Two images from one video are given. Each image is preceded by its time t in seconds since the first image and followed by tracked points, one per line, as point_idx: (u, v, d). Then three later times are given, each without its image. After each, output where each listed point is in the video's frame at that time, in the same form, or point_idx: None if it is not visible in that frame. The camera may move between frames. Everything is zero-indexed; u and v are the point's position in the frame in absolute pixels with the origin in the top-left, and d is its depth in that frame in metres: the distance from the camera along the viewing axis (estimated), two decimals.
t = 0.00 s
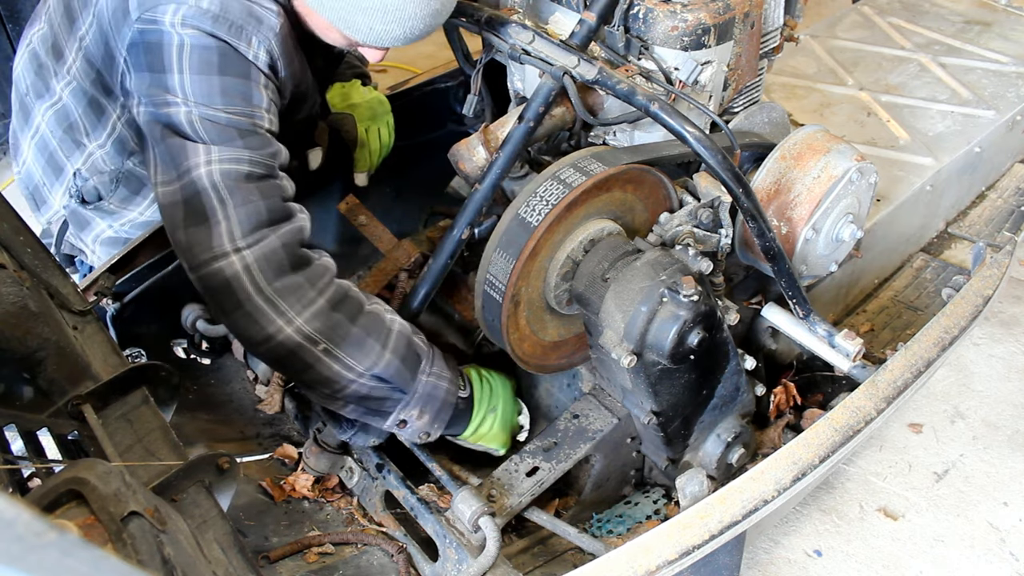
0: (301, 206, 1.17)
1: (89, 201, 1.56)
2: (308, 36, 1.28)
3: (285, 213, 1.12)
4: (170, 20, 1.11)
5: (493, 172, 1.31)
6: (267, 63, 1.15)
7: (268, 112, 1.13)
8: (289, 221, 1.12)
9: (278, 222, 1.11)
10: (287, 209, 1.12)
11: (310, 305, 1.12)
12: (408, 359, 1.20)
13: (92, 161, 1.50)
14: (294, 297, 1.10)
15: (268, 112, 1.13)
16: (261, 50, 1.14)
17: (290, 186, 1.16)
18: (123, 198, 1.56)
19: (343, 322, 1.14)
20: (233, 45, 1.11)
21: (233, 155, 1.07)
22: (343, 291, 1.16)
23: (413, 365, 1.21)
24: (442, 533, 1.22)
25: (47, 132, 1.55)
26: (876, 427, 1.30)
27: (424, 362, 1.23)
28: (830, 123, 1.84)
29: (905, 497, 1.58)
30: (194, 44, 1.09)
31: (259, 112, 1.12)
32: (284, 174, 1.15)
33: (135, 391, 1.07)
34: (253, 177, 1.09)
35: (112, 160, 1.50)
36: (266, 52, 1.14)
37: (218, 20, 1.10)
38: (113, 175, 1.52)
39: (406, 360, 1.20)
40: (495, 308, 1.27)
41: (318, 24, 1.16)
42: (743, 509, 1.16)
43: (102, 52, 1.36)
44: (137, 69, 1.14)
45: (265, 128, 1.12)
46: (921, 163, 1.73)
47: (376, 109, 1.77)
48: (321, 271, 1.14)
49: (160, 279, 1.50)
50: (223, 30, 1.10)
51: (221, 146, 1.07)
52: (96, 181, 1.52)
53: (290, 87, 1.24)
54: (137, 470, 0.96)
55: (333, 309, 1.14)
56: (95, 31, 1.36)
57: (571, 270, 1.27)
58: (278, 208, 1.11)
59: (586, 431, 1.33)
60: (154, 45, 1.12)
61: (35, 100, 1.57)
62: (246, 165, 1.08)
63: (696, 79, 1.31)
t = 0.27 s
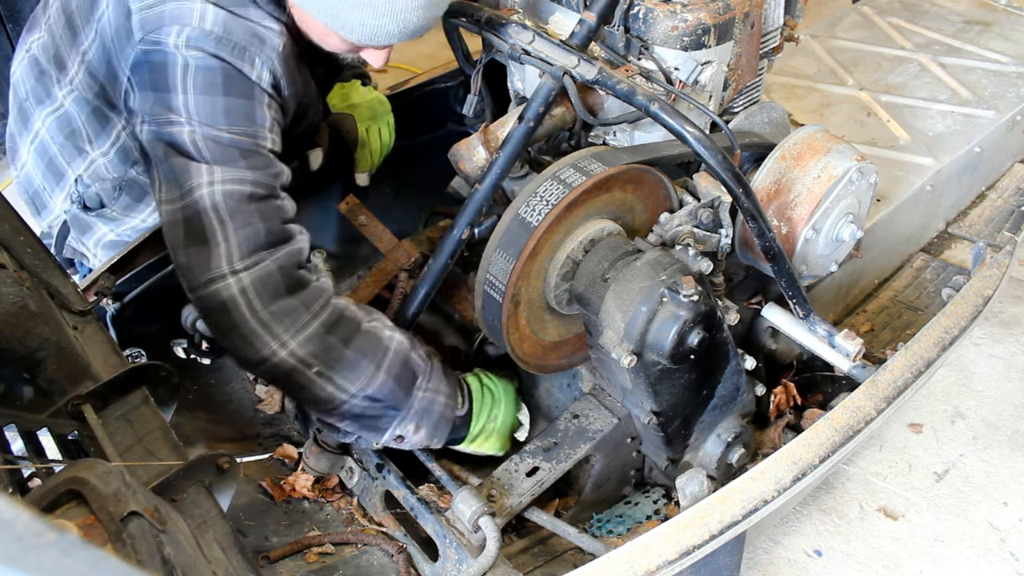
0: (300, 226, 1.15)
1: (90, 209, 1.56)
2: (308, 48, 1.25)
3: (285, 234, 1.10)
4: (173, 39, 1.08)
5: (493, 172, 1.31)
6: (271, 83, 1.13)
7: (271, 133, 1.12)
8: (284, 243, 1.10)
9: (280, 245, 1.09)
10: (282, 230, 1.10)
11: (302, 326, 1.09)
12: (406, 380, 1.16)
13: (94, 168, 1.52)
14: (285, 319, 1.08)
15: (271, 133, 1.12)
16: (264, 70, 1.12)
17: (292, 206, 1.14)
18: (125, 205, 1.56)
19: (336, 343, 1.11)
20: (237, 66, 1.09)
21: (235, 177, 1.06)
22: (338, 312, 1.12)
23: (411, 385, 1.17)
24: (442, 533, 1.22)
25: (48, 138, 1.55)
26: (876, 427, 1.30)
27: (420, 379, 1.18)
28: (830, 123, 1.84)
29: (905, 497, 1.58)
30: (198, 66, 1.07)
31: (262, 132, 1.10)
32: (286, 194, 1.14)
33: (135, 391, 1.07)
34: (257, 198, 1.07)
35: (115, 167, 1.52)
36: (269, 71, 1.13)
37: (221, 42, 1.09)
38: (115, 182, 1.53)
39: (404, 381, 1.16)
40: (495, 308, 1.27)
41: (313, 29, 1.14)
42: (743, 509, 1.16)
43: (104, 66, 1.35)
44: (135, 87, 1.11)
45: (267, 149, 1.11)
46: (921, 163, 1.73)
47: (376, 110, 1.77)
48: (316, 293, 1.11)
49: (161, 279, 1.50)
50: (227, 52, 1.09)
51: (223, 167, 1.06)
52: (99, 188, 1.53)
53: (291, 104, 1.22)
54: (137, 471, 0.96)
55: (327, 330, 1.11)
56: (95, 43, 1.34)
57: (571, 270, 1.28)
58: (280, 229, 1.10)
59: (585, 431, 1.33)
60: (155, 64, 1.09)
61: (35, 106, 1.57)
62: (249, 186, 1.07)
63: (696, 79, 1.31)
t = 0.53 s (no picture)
0: (258, 246, 1.16)
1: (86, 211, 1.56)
2: (294, 54, 1.22)
3: (235, 260, 1.13)
4: (145, 56, 1.07)
5: (493, 172, 1.31)
6: (245, 100, 1.11)
7: (241, 154, 1.11)
8: (229, 270, 1.12)
9: (232, 271, 1.12)
10: (230, 257, 1.12)
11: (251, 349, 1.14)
12: (353, 401, 1.20)
13: (91, 169, 1.52)
14: (224, 348, 1.14)
15: (241, 153, 1.11)
16: (239, 88, 1.10)
17: (258, 225, 1.15)
18: (121, 207, 1.57)
19: (277, 366, 1.16)
20: (208, 87, 1.08)
21: (193, 207, 1.08)
22: (282, 335, 1.16)
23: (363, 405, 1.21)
24: (442, 533, 1.22)
25: (43, 139, 1.54)
26: (876, 427, 1.30)
27: (380, 402, 1.21)
28: (830, 123, 1.84)
29: (905, 497, 1.58)
30: (167, 88, 1.06)
31: (230, 154, 1.10)
32: (254, 213, 1.15)
33: (135, 391, 1.07)
34: (211, 227, 1.10)
35: (112, 168, 1.52)
36: (243, 89, 1.11)
37: (193, 62, 1.07)
38: (113, 182, 1.53)
39: (352, 401, 1.20)
40: (495, 309, 1.27)
41: (302, 35, 1.11)
42: (743, 509, 1.16)
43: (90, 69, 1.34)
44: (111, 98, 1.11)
45: (234, 171, 1.11)
46: (921, 163, 1.73)
47: (377, 112, 1.75)
48: (261, 317, 1.15)
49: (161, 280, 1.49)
50: (199, 72, 1.07)
51: (182, 195, 1.08)
52: (96, 189, 1.53)
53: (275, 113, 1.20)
54: (137, 471, 0.96)
55: (268, 353, 1.15)
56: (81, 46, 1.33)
57: (571, 270, 1.27)
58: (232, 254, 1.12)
59: (585, 431, 1.33)
60: (128, 79, 1.08)
61: (29, 107, 1.56)
62: (206, 214, 1.09)
63: (697, 79, 1.31)
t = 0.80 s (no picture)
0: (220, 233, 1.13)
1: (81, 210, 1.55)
2: (275, 47, 1.25)
3: (195, 247, 1.10)
4: (120, 42, 1.08)
5: (493, 172, 1.31)
6: (219, 89, 1.12)
7: (212, 144, 1.11)
8: (185, 253, 1.09)
9: (189, 258, 1.09)
10: (190, 243, 1.09)
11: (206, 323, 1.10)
12: (318, 350, 1.15)
13: (86, 167, 1.51)
14: (181, 326, 1.09)
15: (211, 143, 1.11)
16: (213, 77, 1.11)
17: (225, 216, 1.14)
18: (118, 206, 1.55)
19: (234, 331, 1.12)
20: (181, 74, 1.09)
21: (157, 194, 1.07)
22: (236, 300, 1.11)
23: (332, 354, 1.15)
24: (442, 533, 1.22)
25: (40, 139, 1.55)
26: (876, 427, 1.30)
27: (346, 349, 1.16)
28: (830, 123, 1.84)
29: (905, 497, 1.58)
30: (140, 73, 1.07)
31: (199, 142, 1.10)
32: (223, 204, 1.13)
33: (134, 391, 1.07)
34: (174, 214, 1.08)
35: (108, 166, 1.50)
36: (218, 78, 1.12)
37: (167, 49, 1.09)
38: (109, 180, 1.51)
39: (317, 351, 1.15)
40: (495, 309, 1.27)
41: (288, 24, 1.14)
42: (743, 509, 1.16)
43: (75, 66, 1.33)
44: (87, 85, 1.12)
45: (203, 161, 1.10)
46: (921, 163, 1.73)
47: (378, 112, 1.76)
48: (217, 291, 1.11)
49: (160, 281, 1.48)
50: (173, 59, 1.09)
51: (147, 182, 1.07)
52: (92, 188, 1.50)
53: (251, 106, 1.21)
54: (137, 471, 0.96)
55: (224, 322, 1.11)
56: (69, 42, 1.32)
57: (571, 270, 1.27)
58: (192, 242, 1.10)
59: (585, 431, 1.33)
60: (102, 65, 1.09)
61: (27, 106, 1.57)
62: (170, 201, 1.08)
63: (696, 79, 1.31)
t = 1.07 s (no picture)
0: (186, 239, 1.16)
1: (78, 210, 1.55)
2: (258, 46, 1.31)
3: (153, 253, 1.13)
4: (94, 41, 1.14)
5: (493, 172, 1.31)
6: (192, 87, 1.17)
7: (179, 147, 1.16)
8: (144, 258, 1.12)
9: (147, 263, 1.12)
10: (148, 249, 1.12)
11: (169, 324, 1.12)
12: (254, 380, 1.12)
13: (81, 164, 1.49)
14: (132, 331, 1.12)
15: (179, 145, 1.16)
16: (186, 74, 1.16)
17: (191, 221, 1.17)
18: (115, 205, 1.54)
19: (179, 345, 1.12)
20: (153, 72, 1.14)
21: (121, 197, 1.12)
22: (186, 313, 1.12)
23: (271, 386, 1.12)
24: (442, 533, 1.22)
25: (37, 137, 1.55)
26: (876, 427, 1.30)
27: (282, 378, 1.12)
28: (830, 123, 1.84)
29: (905, 497, 1.58)
30: (112, 73, 1.13)
31: (168, 144, 1.15)
32: (189, 211, 1.17)
33: (135, 391, 1.08)
34: (136, 218, 1.12)
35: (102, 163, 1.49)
36: (191, 76, 1.16)
37: (139, 48, 1.14)
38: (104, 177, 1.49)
39: (255, 382, 1.12)
40: (495, 309, 1.27)
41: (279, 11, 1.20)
42: (743, 509, 1.16)
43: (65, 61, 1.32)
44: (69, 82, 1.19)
45: (168, 165, 1.15)
46: (921, 163, 1.73)
47: (378, 113, 1.76)
48: (168, 300, 1.12)
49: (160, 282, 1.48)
50: (145, 57, 1.14)
51: (114, 183, 1.12)
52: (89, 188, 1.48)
53: (229, 109, 1.24)
54: (137, 470, 0.96)
55: (171, 332, 1.12)
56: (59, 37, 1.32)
57: (571, 270, 1.27)
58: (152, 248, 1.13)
59: (586, 431, 1.33)
60: (80, 64, 1.16)
61: (25, 105, 1.57)
62: (131, 206, 1.12)
63: (697, 79, 1.31)
